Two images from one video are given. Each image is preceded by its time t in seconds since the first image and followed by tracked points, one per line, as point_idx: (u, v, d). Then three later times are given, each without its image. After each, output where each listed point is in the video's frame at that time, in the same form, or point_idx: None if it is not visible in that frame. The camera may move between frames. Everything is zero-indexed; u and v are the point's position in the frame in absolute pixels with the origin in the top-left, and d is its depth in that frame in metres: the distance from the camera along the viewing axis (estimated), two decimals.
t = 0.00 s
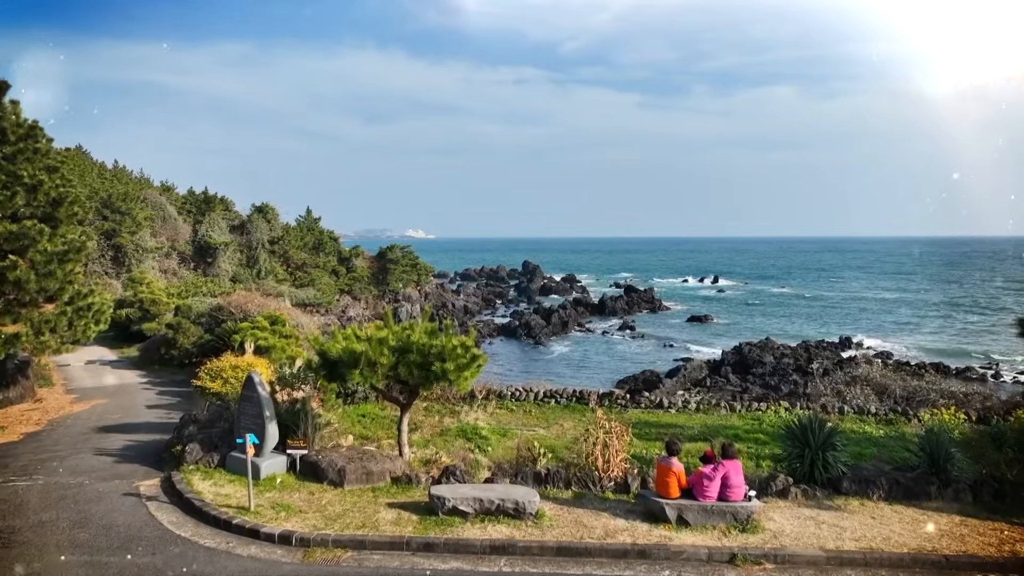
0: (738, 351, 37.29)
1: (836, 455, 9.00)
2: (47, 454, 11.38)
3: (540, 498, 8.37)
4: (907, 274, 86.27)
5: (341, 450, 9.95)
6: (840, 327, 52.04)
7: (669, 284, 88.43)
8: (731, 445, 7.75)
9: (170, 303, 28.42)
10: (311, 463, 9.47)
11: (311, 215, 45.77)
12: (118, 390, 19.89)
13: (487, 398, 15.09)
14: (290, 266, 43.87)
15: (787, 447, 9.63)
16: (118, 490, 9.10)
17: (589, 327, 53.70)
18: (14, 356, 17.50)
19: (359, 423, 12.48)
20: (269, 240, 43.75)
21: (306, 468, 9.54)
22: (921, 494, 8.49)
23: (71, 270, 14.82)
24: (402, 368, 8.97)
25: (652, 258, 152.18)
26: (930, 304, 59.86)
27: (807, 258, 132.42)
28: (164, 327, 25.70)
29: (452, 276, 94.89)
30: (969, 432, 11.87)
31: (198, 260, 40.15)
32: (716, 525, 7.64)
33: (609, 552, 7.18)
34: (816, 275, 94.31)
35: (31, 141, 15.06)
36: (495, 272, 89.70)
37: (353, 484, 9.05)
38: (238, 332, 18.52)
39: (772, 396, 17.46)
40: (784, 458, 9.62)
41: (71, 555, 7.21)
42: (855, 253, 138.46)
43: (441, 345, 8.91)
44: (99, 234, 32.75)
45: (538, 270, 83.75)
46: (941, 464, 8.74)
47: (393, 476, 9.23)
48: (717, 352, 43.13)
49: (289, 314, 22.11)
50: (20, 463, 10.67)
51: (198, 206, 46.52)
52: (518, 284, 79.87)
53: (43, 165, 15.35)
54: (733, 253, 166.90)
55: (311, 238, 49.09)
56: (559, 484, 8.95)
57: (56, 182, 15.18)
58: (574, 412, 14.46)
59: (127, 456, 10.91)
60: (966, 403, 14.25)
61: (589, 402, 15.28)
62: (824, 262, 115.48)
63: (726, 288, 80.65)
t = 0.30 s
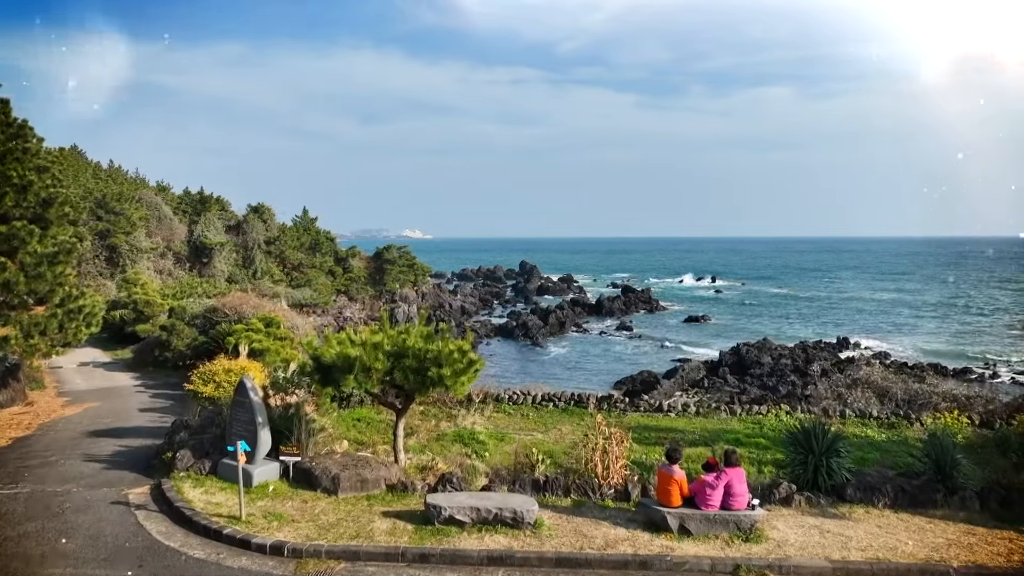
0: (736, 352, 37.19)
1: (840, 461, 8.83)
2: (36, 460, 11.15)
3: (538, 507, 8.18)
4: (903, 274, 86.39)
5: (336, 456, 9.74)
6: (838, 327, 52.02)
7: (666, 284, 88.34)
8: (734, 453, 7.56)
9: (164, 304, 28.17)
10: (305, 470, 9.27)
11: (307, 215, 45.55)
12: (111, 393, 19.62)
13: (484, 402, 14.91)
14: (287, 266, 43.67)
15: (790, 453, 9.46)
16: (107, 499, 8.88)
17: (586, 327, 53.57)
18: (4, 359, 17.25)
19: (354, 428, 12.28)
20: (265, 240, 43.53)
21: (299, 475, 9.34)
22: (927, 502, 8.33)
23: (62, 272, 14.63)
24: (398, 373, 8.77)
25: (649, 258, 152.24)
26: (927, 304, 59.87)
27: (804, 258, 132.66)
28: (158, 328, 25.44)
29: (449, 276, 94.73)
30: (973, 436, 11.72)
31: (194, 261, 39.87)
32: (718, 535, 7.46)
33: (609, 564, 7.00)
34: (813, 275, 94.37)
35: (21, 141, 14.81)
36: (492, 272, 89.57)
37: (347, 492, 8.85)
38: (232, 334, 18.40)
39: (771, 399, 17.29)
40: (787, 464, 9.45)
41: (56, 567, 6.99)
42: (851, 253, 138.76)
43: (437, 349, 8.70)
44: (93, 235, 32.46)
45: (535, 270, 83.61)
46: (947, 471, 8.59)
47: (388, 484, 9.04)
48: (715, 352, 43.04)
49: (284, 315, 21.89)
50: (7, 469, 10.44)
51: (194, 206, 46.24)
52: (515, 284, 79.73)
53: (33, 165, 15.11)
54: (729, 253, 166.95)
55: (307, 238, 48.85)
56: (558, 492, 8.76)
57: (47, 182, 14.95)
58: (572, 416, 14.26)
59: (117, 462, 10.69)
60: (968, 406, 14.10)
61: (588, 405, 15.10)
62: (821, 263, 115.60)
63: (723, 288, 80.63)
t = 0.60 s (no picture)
0: (732, 353, 37.08)
1: (843, 469, 8.66)
2: (23, 467, 10.93)
3: (536, 517, 8.00)
4: (899, 274, 86.51)
5: (329, 464, 9.52)
6: (835, 328, 51.97)
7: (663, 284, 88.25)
8: (737, 462, 7.39)
9: (158, 306, 27.90)
10: (297, 479, 9.07)
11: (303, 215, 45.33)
12: (103, 396, 19.36)
13: (481, 407, 14.73)
14: (283, 266, 43.47)
15: (792, 461, 9.29)
16: (94, 509, 8.67)
17: (583, 327, 53.47)
18: None
19: (348, 435, 12.09)
20: (261, 241, 43.29)
21: (292, 484, 9.13)
22: (932, 511, 8.17)
23: (51, 275, 14.40)
24: (392, 381, 8.55)
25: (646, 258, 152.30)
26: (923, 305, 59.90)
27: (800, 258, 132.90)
28: (151, 330, 25.18)
29: (447, 276, 94.56)
30: (976, 441, 11.55)
31: (189, 262, 39.61)
32: (720, 546, 7.28)
33: None
34: (810, 275, 94.43)
35: (10, 142, 14.58)
36: (489, 272, 89.41)
37: (340, 502, 8.65)
38: (225, 337, 18.32)
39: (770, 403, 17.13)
40: (788, 472, 9.28)
41: None
42: (846, 253, 139.19)
43: (433, 356, 8.51)
44: (87, 236, 32.14)
45: (531, 270, 83.49)
46: (952, 480, 8.42)
47: (382, 493, 8.85)
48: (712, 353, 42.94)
49: (278, 318, 21.69)
50: None
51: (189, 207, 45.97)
52: (512, 285, 79.57)
53: (22, 166, 14.88)
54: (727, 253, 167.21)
55: (303, 239, 48.61)
56: (556, 501, 8.57)
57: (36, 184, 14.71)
58: (569, 421, 14.07)
59: (106, 470, 10.48)
60: (970, 411, 13.95)
61: (586, 410, 14.93)
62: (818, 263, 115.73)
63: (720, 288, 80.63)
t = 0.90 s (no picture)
0: (730, 354, 36.93)
1: (847, 478, 8.49)
2: (10, 475, 10.69)
3: (534, 528, 7.81)
4: (895, 275, 86.62)
5: (321, 474, 9.32)
6: (831, 329, 51.96)
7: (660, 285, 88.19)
8: (739, 472, 7.21)
9: (151, 308, 27.60)
10: (289, 489, 8.86)
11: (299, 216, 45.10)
12: (94, 400, 19.07)
13: (477, 412, 14.55)
14: (278, 267, 43.28)
15: (795, 469, 9.12)
16: (79, 520, 8.43)
17: (580, 328, 53.32)
18: None
19: (342, 442, 11.89)
20: (256, 241, 43.06)
21: (283, 494, 8.93)
22: (939, 522, 8.00)
23: (40, 278, 14.14)
24: (386, 389, 8.33)
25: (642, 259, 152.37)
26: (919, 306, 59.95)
27: (796, 258, 133.13)
28: (144, 333, 24.88)
29: (444, 276, 94.39)
30: (980, 447, 11.41)
31: (184, 262, 39.26)
32: (723, 559, 7.09)
33: None
34: (806, 275, 94.51)
35: None
36: (486, 272, 89.23)
37: (333, 512, 8.45)
38: (219, 340, 18.09)
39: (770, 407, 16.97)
40: (791, 481, 9.10)
41: None
42: (842, 254, 139.57)
43: (428, 362, 8.30)
44: (80, 237, 31.62)
45: (528, 270, 83.25)
46: (958, 489, 8.25)
47: (376, 503, 8.65)
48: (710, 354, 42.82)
49: (273, 320, 21.47)
50: None
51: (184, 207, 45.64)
52: (509, 285, 79.33)
53: (11, 168, 14.61)
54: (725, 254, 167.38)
55: (299, 240, 48.39)
56: (554, 511, 8.38)
57: (25, 186, 14.45)
58: (566, 426, 13.88)
59: (95, 478, 10.24)
60: (972, 415, 13.82)
61: (584, 415, 14.75)
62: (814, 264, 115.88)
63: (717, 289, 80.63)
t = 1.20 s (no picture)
0: (727, 355, 36.77)
1: (852, 488, 8.32)
2: None
3: (531, 540, 7.61)
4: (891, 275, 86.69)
5: (315, 483, 9.10)
6: (828, 329, 51.90)
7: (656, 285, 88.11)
8: (742, 483, 7.03)
9: (145, 309, 27.31)
10: (281, 499, 8.65)
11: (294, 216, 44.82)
12: (86, 404, 18.80)
13: (474, 417, 14.34)
14: (274, 268, 43.13)
15: (798, 478, 8.94)
16: (64, 532, 8.20)
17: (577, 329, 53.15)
18: None
19: (336, 449, 11.67)
20: (252, 241, 42.80)
21: (275, 504, 8.71)
22: (946, 533, 7.83)
23: (28, 281, 13.89)
24: (380, 398, 8.12)
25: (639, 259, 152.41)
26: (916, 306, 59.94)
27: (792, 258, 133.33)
28: (136, 335, 24.60)
29: (440, 277, 94.10)
30: (984, 453, 11.25)
31: (178, 263, 38.76)
32: (726, 573, 6.90)
33: None
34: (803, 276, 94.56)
35: None
36: (482, 273, 89.01)
37: (326, 524, 8.24)
38: (211, 344, 17.85)
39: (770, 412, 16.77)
40: (794, 490, 8.92)
41: None
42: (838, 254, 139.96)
43: (423, 370, 8.10)
44: (73, 237, 31.13)
45: (525, 270, 83.12)
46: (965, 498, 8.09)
47: (370, 514, 8.45)
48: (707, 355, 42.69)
49: (267, 323, 21.22)
50: None
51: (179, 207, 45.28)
52: (505, 285, 79.15)
53: None
54: (721, 253, 167.53)
55: (295, 240, 48.14)
56: (552, 523, 8.19)
57: (13, 187, 14.20)
58: (564, 432, 13.69)
59: (82, 487, 10.00)
60: (974, 419, 13.65)
61: (582, 420, 14.55)
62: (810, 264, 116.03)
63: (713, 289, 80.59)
